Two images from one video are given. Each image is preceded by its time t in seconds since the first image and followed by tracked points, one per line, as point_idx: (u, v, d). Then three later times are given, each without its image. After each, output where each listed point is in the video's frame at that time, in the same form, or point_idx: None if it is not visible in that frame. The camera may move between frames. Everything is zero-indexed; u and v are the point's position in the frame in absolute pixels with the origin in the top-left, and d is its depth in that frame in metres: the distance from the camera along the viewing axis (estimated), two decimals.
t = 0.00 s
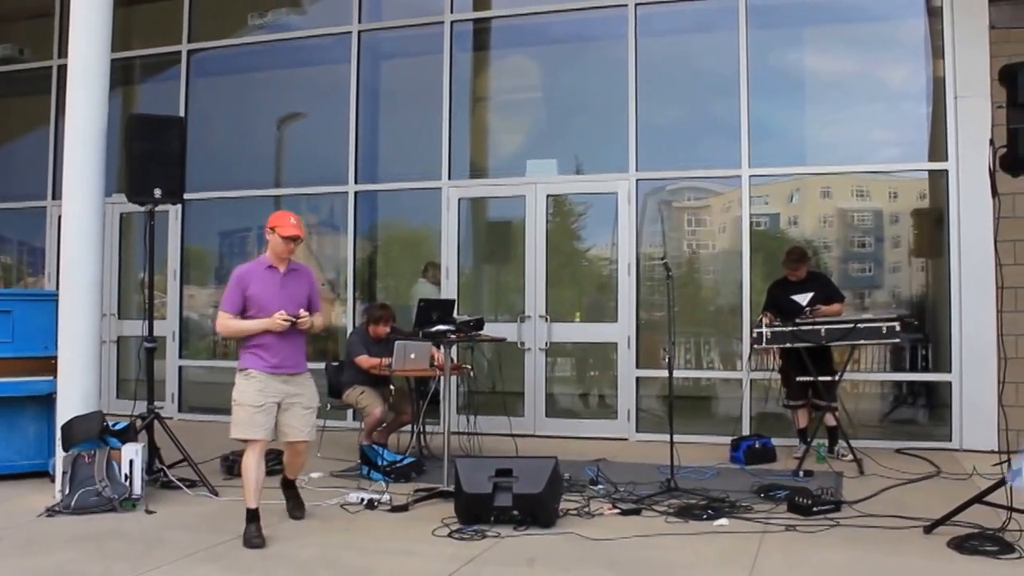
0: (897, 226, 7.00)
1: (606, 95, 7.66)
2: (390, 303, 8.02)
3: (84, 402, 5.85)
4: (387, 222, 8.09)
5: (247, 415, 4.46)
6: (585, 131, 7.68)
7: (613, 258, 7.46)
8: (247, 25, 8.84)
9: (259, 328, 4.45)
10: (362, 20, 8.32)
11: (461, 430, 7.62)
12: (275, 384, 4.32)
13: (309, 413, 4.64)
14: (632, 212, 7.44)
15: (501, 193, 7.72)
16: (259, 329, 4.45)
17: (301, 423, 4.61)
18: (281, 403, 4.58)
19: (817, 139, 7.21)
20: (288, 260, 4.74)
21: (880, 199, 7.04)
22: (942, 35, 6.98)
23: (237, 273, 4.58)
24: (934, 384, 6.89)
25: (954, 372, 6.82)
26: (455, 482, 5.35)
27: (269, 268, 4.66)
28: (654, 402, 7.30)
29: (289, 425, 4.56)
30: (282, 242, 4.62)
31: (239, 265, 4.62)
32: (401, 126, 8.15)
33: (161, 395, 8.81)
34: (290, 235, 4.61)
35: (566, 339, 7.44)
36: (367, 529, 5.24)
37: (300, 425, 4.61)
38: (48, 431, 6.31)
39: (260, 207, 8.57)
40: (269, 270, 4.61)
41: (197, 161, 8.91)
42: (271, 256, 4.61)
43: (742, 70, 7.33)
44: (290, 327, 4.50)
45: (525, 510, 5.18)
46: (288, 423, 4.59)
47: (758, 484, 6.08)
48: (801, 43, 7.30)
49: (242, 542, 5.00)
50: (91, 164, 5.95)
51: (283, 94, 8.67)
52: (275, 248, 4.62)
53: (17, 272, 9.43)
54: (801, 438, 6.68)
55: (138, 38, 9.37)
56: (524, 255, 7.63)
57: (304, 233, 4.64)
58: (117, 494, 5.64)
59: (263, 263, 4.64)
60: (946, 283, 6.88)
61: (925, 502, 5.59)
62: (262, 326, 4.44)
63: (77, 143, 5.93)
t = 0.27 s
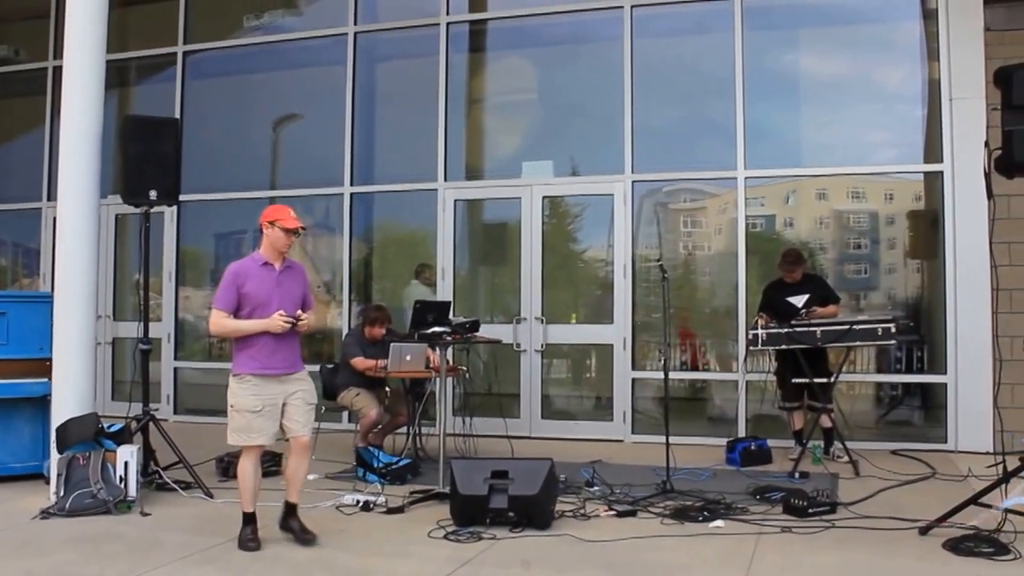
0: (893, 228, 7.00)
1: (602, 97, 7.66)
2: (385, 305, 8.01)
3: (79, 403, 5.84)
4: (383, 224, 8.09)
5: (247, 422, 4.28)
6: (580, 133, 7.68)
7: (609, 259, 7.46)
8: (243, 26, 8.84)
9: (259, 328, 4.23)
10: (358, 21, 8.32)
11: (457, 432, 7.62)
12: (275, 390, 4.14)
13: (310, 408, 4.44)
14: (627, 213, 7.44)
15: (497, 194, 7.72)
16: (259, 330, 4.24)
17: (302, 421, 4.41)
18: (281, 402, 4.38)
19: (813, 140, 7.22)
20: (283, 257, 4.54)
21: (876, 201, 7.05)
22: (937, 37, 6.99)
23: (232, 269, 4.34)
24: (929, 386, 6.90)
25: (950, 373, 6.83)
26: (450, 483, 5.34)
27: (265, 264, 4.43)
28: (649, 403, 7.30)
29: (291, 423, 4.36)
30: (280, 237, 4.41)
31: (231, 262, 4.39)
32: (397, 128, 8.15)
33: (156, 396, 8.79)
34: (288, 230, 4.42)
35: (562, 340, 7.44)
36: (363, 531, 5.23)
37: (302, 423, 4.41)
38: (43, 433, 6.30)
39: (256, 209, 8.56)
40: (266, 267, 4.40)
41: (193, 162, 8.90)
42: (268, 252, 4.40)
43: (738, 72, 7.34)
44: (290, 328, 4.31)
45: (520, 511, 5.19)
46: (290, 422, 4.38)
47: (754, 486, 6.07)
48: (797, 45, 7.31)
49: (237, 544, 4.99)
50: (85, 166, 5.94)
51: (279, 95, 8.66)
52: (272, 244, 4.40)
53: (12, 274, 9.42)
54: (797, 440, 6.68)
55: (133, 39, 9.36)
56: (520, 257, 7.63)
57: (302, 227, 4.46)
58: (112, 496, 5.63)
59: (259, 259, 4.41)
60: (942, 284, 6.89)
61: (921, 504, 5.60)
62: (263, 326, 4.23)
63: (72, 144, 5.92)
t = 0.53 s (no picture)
0: (888, 230, 7.01)
1: (598, 98, 7.66)
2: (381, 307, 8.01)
3: (75, 404, 5.84)
4: (379, 226, 8.08)
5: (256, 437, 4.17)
6: (576, 134, 7.68)
7: (605, 261, 7.46)
8: (239, 28, 8.84)
9: (270, 341, 4.11)
10: (354, 23, 8.32)
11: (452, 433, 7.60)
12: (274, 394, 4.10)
13: (319, 421, 4.26)
14: (623, 215, 7.45)
15: (493, 196, 7.72)
16: (270, 343, 4.11)
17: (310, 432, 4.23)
18: (289, 416, 4.24)
19: (808, 142, 7.23)
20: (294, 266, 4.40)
21: (871, 203, 7.05)
22: (933, 40, 6.99)
23: (242, 277, 4.20)
24: (925, 388, 6.91)
25: (945, 375, 6.84)
26: (446, 485, 5.34)
27: (276, 273, 4.30)
28: (645, 405, 7.30)
29: (300, 435, 4.20)
30: (292, 246, 4.27)
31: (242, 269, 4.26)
32: (394, 129, 8.14)
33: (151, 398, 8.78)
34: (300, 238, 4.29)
35: (557, 342, 7.45)
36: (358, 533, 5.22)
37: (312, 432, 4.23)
38: (38, 435, 6.29)
39: (251, 210, 8.56)
40: (276, 275, 4.27)
41: (188, 164, 8.89)
42: (279, 260, 4.27)
43: (734, 74, 7.34)
44: (301, 341, 4.19)
45: (516, 513, 5.19)
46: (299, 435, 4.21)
47: (749, 488, 6.08)
48: (792, 47, 7.32)
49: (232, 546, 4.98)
50: (81, 167, 5.93)
51: (275, 96, 8.65)
52: (284, 252, 4.26)
53: (8, 275, 9.41)
54: (792, 441, 6.68)
55: (129, 40, 9.35)
56: (515, 259, 7.63)
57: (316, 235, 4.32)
58: (107, 498, 5.62)
59: (270, 267, 4.27)
60: (937, 286, 6.89)
61: (916, 505, 5.61)
62: (274, 339, 4.11)
63: (67, 146, 5.91)
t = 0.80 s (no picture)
0: (884, 231, 7.01)
1: (594, 100, 7.66)
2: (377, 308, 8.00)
3: (70, 406, 5.82)
4: (374, 227, 8.07)
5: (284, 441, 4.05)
6: (571, 136, 7.68)
7: (601, 262, 7.47)
8: (234, 29, 8.84)
9: (301, 340, 3.99)
10: (349, 24, 8.31)
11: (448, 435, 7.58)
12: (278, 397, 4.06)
13: (347, 424, 4.11)
14: (619, 216, 7.44)
15: (489, 198, 7.72)
16: (303, 341, 4.00)
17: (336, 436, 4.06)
18: (317, 420, 4.08)
19: (804, 144, 7.23)
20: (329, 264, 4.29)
21: (867, 204, 7.05)
22: (928, 41, 7.00)
23: (276, 273, 4.10)
24: (921, 389, 6.92)
25: (941, 376, 6.84)
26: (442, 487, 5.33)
27: (310, 270, 4.19)
28: (640, 406, 7.29)
29: (326, 442, 4.04)
30: (328, 243, 4.16)
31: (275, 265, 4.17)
32: (389, 131, 8.14)
33: (146, 399, 8.77)
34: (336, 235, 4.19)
35: (553, 344, 7.44)
36: (354, 535, 5.21)
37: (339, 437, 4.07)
38: (33, 436, 6.28)
39: (246, 212, 8.54)
40: (310, 272, 4.16)
41: (184, 165, 8.89)
42: (313, 257, 4.17)
43: (729, 75, 7.34)
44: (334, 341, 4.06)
45: (512, 515, 5.18)
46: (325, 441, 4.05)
47: (745, 489, 6.08)
48: (788, 48, 7.32)
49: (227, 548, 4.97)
50: (76, 168, 5.92)
51: (271, 97, 8.64)
52: (319, 249, 4.16)
53: (2, 276, 9.40)
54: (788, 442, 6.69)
55: (125, 41, 9.34)
56: (511, 261, 7.63)
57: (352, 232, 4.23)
58: (103, 500, 5.63)
59: (305, 264, 4.16)
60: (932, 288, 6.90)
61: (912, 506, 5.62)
62: (306, 338, 3.98)
63: (62, 147, 5.90)
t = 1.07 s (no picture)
0: (880, 232, 7.02)
1: (590, 102, 7.66)
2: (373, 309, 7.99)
3: (65, 407, 5.81)
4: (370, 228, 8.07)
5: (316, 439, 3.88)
6: (566, 137, 7.68)
7: (597, 263, 7.47)
8: (230, 30, 8.83)
9: (337, 337, 3.86)
10: (345, 25, 8.31)
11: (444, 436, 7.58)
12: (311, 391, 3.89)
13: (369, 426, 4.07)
14: (614, 218, 7.44)
15: (485, 199, 7.72)
16: (340, 336, 3.87)
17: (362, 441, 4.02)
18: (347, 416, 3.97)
19: (800, 145, 7.23)
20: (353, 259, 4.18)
21: (863, 205, 7.06)
22: (923, 43, 7.00)
23: (307, 267, 3.94)
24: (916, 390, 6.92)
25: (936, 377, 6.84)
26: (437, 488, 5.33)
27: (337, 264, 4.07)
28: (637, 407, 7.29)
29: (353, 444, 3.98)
30: (357, 237, 4.06)
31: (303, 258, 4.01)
32: (385, 132, 8.13)
33: (141, 401, 8.75)
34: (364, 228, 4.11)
35: (549, 345, 7.44)
36: (350, 536, 5.20)
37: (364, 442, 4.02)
38: (28, 438, 6.27)
39: (241, 213, 8.54)
40: (340, 266, 4.04)
41: (179, 166, 8.88)
42: (342, 251, 4.05)
43: (725, 77, 7.35)
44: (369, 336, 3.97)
45: (507, 517, 5.18)
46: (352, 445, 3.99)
47: (741, 490, 6.08)
48: (783, 50, 7.33)
49: (223, 549, 4.97)
50: (71, 169, 5.91)
51: (266, 99, 8.64)
52: (348, 242, 4.05)
53: None
54: (784, 443, 6.69)
55: (120, 42, 9.33)
56: (507, 262, 7.63)
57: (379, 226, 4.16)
58: (97, 501, 5.62)
59: (334, 258, 4.03)
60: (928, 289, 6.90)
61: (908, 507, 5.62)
62: (340, 334, 3.86)
63: (57, 149, 5.89)
